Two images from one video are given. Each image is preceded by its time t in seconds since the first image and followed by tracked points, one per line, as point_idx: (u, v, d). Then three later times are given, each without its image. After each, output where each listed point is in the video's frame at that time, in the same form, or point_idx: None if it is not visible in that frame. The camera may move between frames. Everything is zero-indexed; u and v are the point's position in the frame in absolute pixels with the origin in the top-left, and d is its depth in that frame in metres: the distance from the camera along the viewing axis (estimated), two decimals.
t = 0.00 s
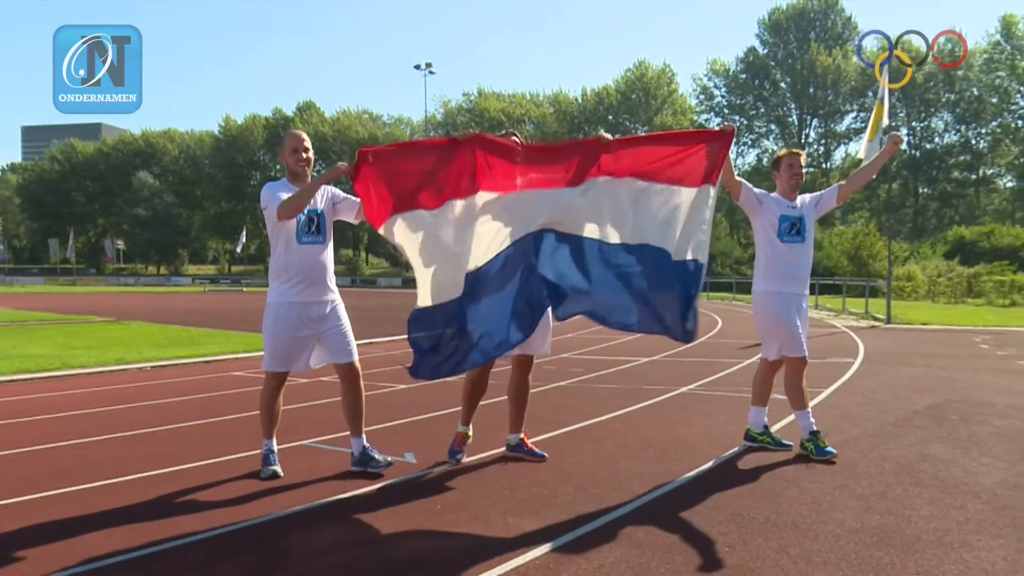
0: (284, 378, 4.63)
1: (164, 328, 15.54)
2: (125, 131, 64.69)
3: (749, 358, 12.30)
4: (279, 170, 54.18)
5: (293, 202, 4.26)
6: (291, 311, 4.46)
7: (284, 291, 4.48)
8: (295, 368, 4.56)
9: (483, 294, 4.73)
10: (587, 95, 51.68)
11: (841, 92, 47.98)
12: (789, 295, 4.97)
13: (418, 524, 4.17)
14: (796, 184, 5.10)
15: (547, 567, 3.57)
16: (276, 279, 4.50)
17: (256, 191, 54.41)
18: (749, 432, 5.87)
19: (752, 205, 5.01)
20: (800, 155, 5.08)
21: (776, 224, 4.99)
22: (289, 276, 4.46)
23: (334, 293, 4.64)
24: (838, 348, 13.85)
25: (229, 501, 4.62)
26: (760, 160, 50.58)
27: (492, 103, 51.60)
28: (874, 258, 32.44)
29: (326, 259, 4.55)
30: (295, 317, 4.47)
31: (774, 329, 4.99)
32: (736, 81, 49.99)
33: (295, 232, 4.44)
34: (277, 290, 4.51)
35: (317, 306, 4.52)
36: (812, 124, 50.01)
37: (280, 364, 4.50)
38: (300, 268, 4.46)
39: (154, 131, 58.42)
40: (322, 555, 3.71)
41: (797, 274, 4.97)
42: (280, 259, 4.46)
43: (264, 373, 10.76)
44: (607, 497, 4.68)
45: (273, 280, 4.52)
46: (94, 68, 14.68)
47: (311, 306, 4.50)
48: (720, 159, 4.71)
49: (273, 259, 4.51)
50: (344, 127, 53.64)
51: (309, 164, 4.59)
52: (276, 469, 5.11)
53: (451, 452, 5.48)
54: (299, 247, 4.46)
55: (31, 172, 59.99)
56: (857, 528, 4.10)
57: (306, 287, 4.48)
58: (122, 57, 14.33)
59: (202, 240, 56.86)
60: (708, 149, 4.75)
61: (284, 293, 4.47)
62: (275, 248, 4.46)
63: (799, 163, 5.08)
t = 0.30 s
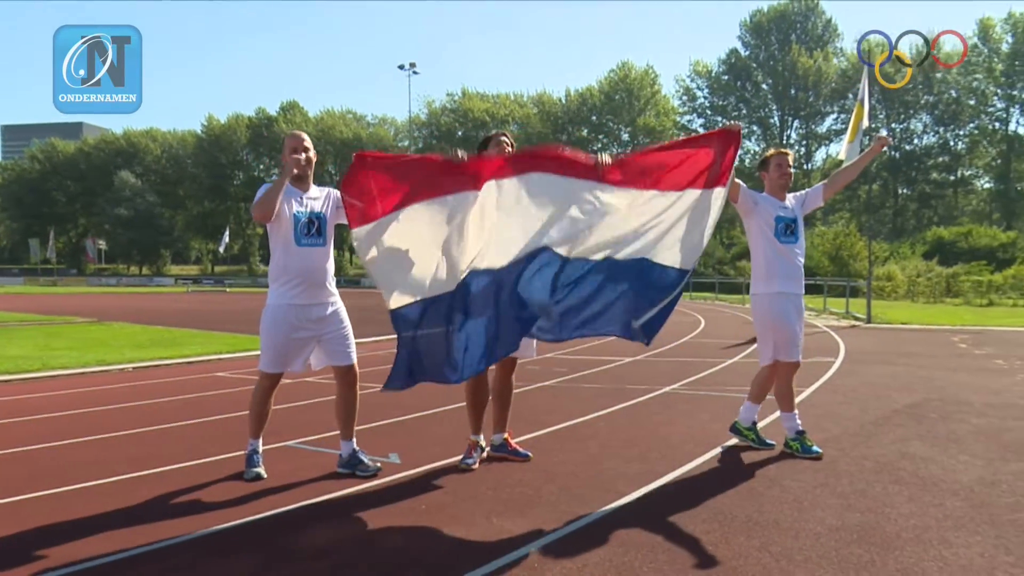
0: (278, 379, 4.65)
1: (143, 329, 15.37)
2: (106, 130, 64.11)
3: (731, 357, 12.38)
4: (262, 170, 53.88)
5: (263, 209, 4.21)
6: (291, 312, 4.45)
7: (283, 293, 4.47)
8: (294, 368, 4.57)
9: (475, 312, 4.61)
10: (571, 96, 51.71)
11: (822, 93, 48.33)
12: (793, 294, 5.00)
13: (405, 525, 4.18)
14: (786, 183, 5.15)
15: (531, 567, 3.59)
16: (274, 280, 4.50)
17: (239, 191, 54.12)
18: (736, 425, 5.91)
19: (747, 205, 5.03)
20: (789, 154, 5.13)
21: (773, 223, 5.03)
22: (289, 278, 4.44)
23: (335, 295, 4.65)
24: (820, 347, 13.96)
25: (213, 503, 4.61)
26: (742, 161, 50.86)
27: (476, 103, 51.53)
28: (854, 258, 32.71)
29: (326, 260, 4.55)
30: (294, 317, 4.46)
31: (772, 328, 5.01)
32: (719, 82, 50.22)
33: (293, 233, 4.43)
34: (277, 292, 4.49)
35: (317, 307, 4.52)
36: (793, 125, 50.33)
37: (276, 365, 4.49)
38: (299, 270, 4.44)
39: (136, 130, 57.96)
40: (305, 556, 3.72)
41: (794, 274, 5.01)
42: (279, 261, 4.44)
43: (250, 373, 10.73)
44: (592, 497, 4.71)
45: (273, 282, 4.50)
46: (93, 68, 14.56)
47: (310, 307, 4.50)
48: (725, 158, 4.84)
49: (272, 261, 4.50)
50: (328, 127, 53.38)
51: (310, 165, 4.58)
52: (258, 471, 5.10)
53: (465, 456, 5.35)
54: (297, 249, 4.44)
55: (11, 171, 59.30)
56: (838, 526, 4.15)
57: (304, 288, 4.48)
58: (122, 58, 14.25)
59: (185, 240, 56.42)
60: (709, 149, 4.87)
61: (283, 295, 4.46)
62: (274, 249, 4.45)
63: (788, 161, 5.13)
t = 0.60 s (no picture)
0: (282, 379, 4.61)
1: (122, 329, 15.22)
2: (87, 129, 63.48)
3: (714, 357, 12.45)
4: (245, 169, 53.51)
5: (258, 200, 4.22)
6: (294, 311, 4.43)
7: (287, 292, 4.45)
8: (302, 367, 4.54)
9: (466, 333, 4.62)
10: (555, 96, 51.74)
11: (803, 95, 48.67)
12: (789, 292, 5.07)
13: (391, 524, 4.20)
14: (773, 182, 5.19)
15: (515, 565, 3.61)
16: (280, 279, 4.50)
17: (222, 191, 53.73)
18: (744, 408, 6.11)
19: (737, 207, 5.07)
20: (775, 155, 5.18)
21: (763, 224, 5.08)
22: (292, 275, 4.43)
23: (341, 292, 4.61)
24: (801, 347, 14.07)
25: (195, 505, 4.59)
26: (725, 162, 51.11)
27: (460, 103, 51.43)
28: (835, 258, 32.97)
29: (331, 257, 4.54)
30: (299, 315, 4.43)
31: (768, 329, 5.05)
32: (701, 83, 50.43)
33: (295, 230, 4.44)
34: (282, 291, 4.49)
35: (321, 305, 4.49)
36: (775, 126, 50.62)
37: (282, 364, 4.47)
38: (301, 266, 4.42)
39: (117, 129, 57.45)
40: (289, 555, 3.71)
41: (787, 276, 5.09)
42: (282, 259, 4.45)
43: (232, 374, 10.69)
44: (577, 496, 4.73)
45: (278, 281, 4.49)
46: (94, 68, 14.60)
47: (314, 305, 4.47)
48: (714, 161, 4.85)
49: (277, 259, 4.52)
50: (312, 126, 53.07)
51: (313, 165, 4.57)
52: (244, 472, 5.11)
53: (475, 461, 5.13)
54: (299, 246, 4.44)
55: None
56: (818, 524, 4.20)
57: (308, 284, 4.45)
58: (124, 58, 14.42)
59: (167, 240, 55.93)
60: (698, 153, 4.92)
61: (288, 293, 4.45)
62: (278, 248, 4.48)
63: (775, 161, 5.17)
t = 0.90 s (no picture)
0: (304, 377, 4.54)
1: (106, 329, 15.12)
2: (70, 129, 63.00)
3: (699, 356, 12.51)
4: (231, 169, 53.21)
5: (262, 200, 4.19)
6: (300, 313, 4.42)
7: (292, 292, 4.45)
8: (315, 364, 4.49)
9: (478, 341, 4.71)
10: (541, 96, 51.76)
11: (787, 96, 48.87)
12: (779, 295, 5.14)
13: (378, 524, 4.21)
14: (762, 181, 5.21)
15: (502, 565, 3.62)
16: (285, 279, 4.49)
17: (208, 190, 53.41)
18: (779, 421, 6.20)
19: (722, 205, 5.12)
20: (763, 153, 5.20)
21: (747, 224, 5.11)
22: (297, 276, 4.43)
23: (343, 292, 4.60)
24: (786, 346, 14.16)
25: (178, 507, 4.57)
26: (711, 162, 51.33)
27: (446, 103, 51.37)
28: (819, 258, 33.21)
29: (337, 259, 4.53)
30: (305, 316, 4.42)
31: (753, 331, 5.07)
32: (687, 84, 50.68)
33: (300, 232, 4.42)
34: (285, 290, 4.48)
35: (323, 307, 4.49)
36: (759, 128, 50.85)
37: (302, 361, 4.41)
38: (306, 268, 4.42)
39: (101, 128, 57.11)
40: (274, 556, 3.70)
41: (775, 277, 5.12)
42: (287, 259, 4.44)
43: (216, 375, 10.59)
44: (563, 496, 4.75)
45: (284, 279, 4.48)
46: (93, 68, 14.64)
47: (319, 305, 4.47)
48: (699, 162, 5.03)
49: (281, 260, 4.51)
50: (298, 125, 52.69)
51: (320, 164, 4.52)
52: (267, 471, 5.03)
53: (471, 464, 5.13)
54: (305, 247, 4.43)
55: None
56: (803, 522, 4.23)
57: (314, 284, 4.45)
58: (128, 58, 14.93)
59: (152, 240, 55.58)
60: (682, 158, 5.07)
61: (292, 293, 4.44)
62: (283, 248, 4.46)
63: (764, 161, 5.20)
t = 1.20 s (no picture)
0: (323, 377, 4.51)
1: (92, 329, 15.05)
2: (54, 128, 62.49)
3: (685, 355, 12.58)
4: (216, 169, 52.89)
5: (266, 194, 4.25)
6: (302, 312, 4.44)
7: (295, 291, 4.47)
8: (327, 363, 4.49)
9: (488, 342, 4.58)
10: (527, 96, 51.75)
11: (772, 97, 49.02)
12: (763, 293, 5.17)
13: (366, 523, 4.22)
14: (748, 181, 5.26)
15: (490, 564, 3.64)
16: (286, 278, 4.51)
17: (193, 190, 53.10)
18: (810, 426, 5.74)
19: (707, 203, 5.16)
20: (750, 152, 5.25)
21: (731, 224, 5.15)
22: (300, 274, 4.47)
23: (343, 294, 4.65)
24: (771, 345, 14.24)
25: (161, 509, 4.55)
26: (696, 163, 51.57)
27: (433, 103, 51.32)
28: (803, 258, 33.46)
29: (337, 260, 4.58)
30: (309, 315, 4.44)
31: (734, 330, 5.13)
32: (672, 85, 50.93)
33: (303, 229, 4.47)
34: (287, 289, 4.50)
35: (325, 306, 4.53)
36: (744, 128, 50.98)
37: (318, 356, 4.42)
38: (309, 266, 4.47)
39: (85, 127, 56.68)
40: (261, 557, 3.71)
41: (760, 276, 5.17)
42: (289, 257, 4.47)
43: (200, 376, 10.52)
44: (549, 496, 4.77)
45: (285, 279, 4.50)
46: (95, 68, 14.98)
47: (321, 305, 4.51)
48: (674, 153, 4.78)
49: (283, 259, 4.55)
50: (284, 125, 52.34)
51: (324, 164, 4.59)
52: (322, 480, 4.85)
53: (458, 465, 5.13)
54: (308, 246, 4.47)
55: None
56: (786, 521, 4.27)
57: (315, 283, 4.49)
58: (122, 58, 15.11)
59: (138, 240, 55.23)
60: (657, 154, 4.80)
61: (294, 291, 4.47)
62: (285, 247, 4.49)
63: (749, 160, 5.24)
